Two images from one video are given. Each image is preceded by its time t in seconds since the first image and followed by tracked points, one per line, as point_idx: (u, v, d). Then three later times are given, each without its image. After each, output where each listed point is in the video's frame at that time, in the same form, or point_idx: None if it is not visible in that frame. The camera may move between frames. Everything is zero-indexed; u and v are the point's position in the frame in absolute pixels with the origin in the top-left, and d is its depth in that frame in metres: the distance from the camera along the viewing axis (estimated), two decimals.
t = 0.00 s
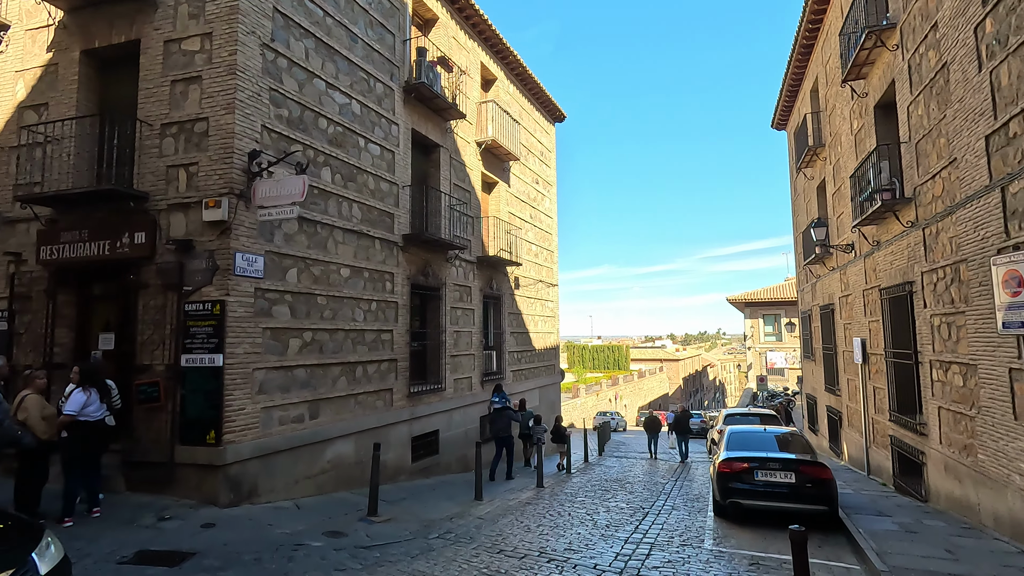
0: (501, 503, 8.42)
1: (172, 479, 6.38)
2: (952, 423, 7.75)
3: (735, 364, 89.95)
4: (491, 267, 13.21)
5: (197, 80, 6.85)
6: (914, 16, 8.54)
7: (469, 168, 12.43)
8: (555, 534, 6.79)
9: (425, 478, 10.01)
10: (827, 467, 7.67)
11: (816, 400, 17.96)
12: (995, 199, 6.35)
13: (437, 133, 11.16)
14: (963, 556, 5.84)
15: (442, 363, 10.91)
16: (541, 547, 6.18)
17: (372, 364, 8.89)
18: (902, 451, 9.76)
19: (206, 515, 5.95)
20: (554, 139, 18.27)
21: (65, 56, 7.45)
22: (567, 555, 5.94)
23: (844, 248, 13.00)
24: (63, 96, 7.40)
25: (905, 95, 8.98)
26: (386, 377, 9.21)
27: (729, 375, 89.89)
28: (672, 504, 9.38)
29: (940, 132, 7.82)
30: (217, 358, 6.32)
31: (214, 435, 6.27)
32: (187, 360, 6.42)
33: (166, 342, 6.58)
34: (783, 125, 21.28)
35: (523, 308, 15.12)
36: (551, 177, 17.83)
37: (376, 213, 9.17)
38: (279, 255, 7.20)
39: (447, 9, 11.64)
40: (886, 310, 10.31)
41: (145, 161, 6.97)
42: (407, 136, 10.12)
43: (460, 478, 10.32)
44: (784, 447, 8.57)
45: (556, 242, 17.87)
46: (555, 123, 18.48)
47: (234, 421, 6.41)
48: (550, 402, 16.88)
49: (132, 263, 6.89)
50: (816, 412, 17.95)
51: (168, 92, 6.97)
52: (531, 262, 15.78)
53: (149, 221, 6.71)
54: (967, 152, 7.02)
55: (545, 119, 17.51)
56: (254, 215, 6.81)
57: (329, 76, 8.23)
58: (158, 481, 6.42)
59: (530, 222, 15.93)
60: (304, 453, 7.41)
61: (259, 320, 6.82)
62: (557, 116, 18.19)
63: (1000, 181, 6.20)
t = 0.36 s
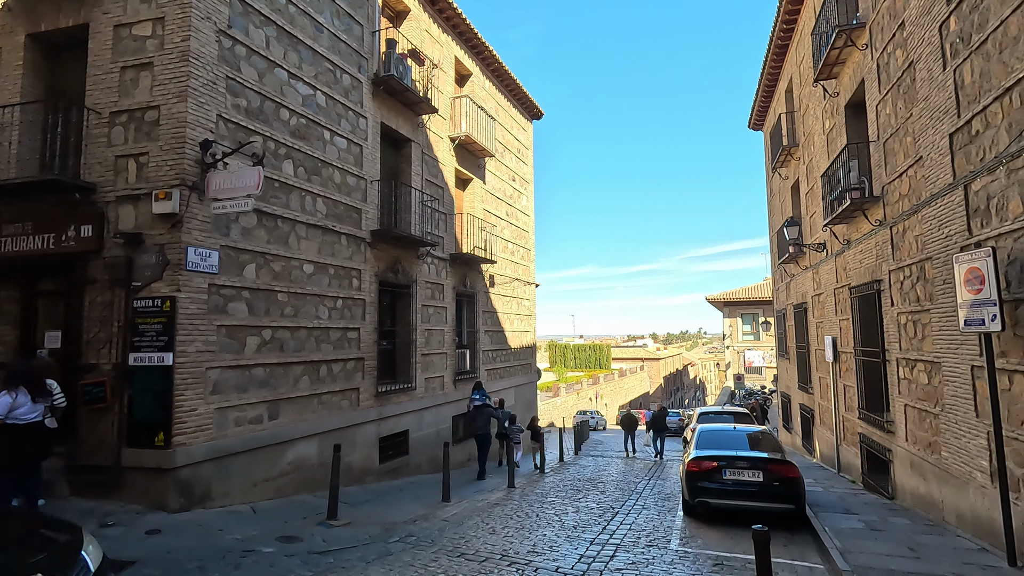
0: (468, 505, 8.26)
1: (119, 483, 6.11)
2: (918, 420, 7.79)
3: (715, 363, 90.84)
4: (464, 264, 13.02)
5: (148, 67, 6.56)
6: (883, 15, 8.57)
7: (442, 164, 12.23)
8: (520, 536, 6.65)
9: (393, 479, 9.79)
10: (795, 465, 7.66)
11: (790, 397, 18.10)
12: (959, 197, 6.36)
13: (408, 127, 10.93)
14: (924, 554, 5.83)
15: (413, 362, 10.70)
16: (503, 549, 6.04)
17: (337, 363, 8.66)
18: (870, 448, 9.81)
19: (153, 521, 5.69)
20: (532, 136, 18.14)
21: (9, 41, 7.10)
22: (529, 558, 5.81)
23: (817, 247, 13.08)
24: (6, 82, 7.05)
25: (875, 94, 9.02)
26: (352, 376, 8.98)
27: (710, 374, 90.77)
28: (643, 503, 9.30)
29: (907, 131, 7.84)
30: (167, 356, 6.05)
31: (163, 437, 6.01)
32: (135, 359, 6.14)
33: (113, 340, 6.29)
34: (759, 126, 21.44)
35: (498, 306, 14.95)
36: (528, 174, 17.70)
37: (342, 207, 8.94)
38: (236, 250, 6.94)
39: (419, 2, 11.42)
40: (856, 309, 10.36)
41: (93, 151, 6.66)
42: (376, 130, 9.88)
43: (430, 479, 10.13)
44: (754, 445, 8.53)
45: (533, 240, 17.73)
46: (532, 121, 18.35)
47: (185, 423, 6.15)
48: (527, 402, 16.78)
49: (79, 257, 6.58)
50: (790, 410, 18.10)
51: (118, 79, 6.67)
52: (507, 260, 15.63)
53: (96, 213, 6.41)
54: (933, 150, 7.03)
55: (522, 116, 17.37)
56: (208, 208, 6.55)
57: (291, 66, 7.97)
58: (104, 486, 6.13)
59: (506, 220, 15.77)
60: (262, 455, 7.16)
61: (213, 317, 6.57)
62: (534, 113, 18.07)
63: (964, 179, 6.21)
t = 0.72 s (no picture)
0: (445, 510, 8.04)
1: (74, 490, 5.84)
2: (902, 422, 7.66)
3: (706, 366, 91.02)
4: (448, 264, 12.81)
5: (108, 56, 6.30)
6: (867, 11, 8.46)
7: (424, 162, 12.02)
8: (494, 543, 6.44)
9: (371, 483, 9.55)
10: (778, 468, 7.51)
11: (778, 399, 18.03)
12: (943, 194, 6.23)
13: (388, 123, 10.72)
14: (908, 560, 5.68)
15: (392, 363, 10.47)
16: (475, 557, 5.84)
17: (311, 364, 8.41)
18: (855, 451, 9.69)
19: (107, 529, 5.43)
20: (518, 136, 17.97)
21: None
22: (501, 566, 5.61)
23: (804, 247, 12.99)
24: None
25: (859, 92, 8.91)
26: (327, 377, 8.74)
27: (700, 376, 90.97)
28: (625, 507, 9.11)
29: (891, 129, 7.73)
30: (124, 357, 5.79)
31: (120, 441, 5.74)
32: (92, 360, 5.88)
33: (70, 340, 6.03)
34: (747, 127, 21.41)
35: (482, 307, 14.74)
36: (515, 174, 17.52)
37: (317, 204, 8.70)
38: (201, 246, 6.70)
39: None
40: (841, 309, 10.26)
41: (51, 143, 6.39)
42: (354, 126, 9.66)
43: (409, 483, 9.89)
44: (737, 447, 8.38)
45: (519, 240, 17.54)
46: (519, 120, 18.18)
47: (144, 426, 5.89)
48: (512, 403, 16.57)
49: (35, 254, 6.31)
50: (778, 411, 18.00)
51: (77, 68, 6.42)
52: (492, 260, 15.43)
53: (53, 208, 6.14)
54: (916, 148, 6.91)
55: (509, 115, 17.20)
56: (171, 203, 6.30)
57: (263, 58, 7.74)
58: (58, 492, 5.86)
59: (492, 220, 15.57)
60: (228, 460, 6.91)
61: (176, 317, 6.32)
62: (521, 113, 17.90)
63: (947, 175, 6.08)
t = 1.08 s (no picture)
0: (419, 515, 7.79)
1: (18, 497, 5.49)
2: (885, 422, 7.54)
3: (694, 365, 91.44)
4: (428, 262, 12.54)
5: (59, 38, 5.97)
6: (851, 6, 8.34)
7: (404, 157, 11.75)
8: (467, 550, 6.21)
9: (345, 487, 9.26)
10: (760, 470, 7.35)
11: (762, 398, 17.97)
12: (926, 190, 6.09)
13: (365, 116, 10.43)
14: (890, 565, 5.51)
15: (368, 363, 10.18)
16: (445, 565, 5.60)
17: (280, 364, 8.11)
18: (838, 451, 9.57)
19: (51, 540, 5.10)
20: (502, 132, 17.73)
21: None
22: (471, 574, 5.37)
23: (788, 246, 12.89)
24: None
25: (843, 88, 8.80)
26: (298, 378, 8.44)
27: (688, 375, 91.41)
28: (606, 510, 8.90)
29: (874, 124, 7.60)
30: (73, 356, 5.45)
31: (67, 446, 5.41)
32: (38, 360, 5.54)
33: (15, 338, 5.69)
34: (733, 126, 21.38)
35: (464, 306, 14.46)
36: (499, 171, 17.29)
37: (288, 198, 8.41)
38: (160, 240, 6.38)
39: None
40: (825, 308, 10.14)
41: None
42: (329, 118, 9.36)
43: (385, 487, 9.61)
44: (719, 448, 8.21)
45: (503, 238, 17.29)
46: (504, 116, 17.95)
47: (94, 430, 5.56)
48: (495, 403, 16.31)
49: None
50: (762, 411, 17.95)
51: (27, 51, 6.08)
52: (475, 259, 15.17)
53: None
54: (900, 143, 6.77)
55: (493, 111, 16.96)
56: (125, 194, 5.98)
57: (229, 45, 7.43)
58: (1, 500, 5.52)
59: (475, 217, 15.32)
60: (189, 464, 6.59)
61: (131, 314, 5.99)
62: (506, 109, 17.69)
63: (931, 170, 5.94)
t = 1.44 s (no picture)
0: (393, 516, 7.54)
1: None
2: (869, 420, 7.38)
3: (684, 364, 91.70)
4: (409, 257, 12.27)
5: (6, 15, 5.64)
6: None
7: (383, 149, 11.46)
8: (439, 553, 5.96)
9: (319, 488, 8.98)
10: (742, 469, 7.17)
11: (749, 396, 17.87)
12: (911, 180, 5.92)
13: (342, 106, 10.13)
14: (873, 567, 5.33)
15: (345, 360, 9.90)
16: (414, 569, 5.37)
17: (249, 361, 7.82)
18: (823, 449, 9.43)
19: None
20: (488, 127, 17.48)
21: None
22: None
23: (774, 242, 12.75)
24: None
25: (828, 79, 8.64)
26: (268, 375, 8.15)
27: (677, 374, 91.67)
28: (586, 510, 8.68)
29: (859, 115, 7.44)
30: (17, 352, 5.13)
31: (11, 446, 5.09)
32: None
33: None
34: (721, 123, 21.27)
35: (447, 302, 14.18)
36: (484, 166, 17.03)
37: (258, 189, 8.11)
38: (116, 230, 6.07)
39: None
40: (810, 304, 10.00)
41: None
42: (302, 106, 9.07)
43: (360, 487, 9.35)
44: (701, 446, 8.02)
45: (488, 234, 17.04)
46: (489, 111, 17.69)
47: (41, 429, 5.25)
48: (479, 401, 16.05)
49: None
50: (749, 409, 17.83)
51: None
52: (459, 254, 14.91)
53: None
54: (885, 133, 6.60)
55: (478, 105, 16.70)
56: (77, 181, 5.66)
57: (194, 28, 7.13)
58: None
59: (459, 212, 15.05)
60: (148, 465, 6.29)
61: (83, 307, 5.69)
62: (491, 103, 17.43)
63: (916, 160, 5.77)
